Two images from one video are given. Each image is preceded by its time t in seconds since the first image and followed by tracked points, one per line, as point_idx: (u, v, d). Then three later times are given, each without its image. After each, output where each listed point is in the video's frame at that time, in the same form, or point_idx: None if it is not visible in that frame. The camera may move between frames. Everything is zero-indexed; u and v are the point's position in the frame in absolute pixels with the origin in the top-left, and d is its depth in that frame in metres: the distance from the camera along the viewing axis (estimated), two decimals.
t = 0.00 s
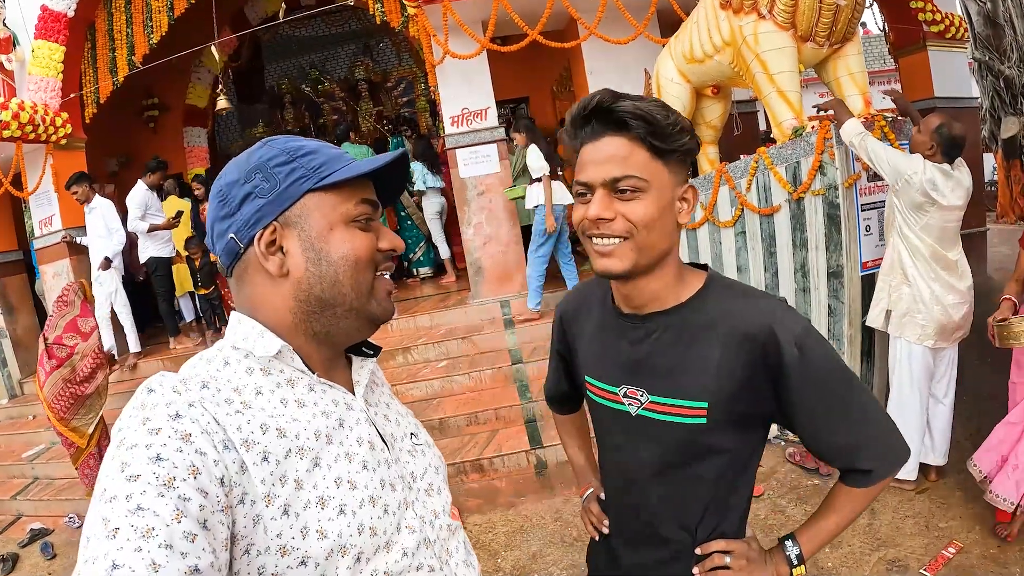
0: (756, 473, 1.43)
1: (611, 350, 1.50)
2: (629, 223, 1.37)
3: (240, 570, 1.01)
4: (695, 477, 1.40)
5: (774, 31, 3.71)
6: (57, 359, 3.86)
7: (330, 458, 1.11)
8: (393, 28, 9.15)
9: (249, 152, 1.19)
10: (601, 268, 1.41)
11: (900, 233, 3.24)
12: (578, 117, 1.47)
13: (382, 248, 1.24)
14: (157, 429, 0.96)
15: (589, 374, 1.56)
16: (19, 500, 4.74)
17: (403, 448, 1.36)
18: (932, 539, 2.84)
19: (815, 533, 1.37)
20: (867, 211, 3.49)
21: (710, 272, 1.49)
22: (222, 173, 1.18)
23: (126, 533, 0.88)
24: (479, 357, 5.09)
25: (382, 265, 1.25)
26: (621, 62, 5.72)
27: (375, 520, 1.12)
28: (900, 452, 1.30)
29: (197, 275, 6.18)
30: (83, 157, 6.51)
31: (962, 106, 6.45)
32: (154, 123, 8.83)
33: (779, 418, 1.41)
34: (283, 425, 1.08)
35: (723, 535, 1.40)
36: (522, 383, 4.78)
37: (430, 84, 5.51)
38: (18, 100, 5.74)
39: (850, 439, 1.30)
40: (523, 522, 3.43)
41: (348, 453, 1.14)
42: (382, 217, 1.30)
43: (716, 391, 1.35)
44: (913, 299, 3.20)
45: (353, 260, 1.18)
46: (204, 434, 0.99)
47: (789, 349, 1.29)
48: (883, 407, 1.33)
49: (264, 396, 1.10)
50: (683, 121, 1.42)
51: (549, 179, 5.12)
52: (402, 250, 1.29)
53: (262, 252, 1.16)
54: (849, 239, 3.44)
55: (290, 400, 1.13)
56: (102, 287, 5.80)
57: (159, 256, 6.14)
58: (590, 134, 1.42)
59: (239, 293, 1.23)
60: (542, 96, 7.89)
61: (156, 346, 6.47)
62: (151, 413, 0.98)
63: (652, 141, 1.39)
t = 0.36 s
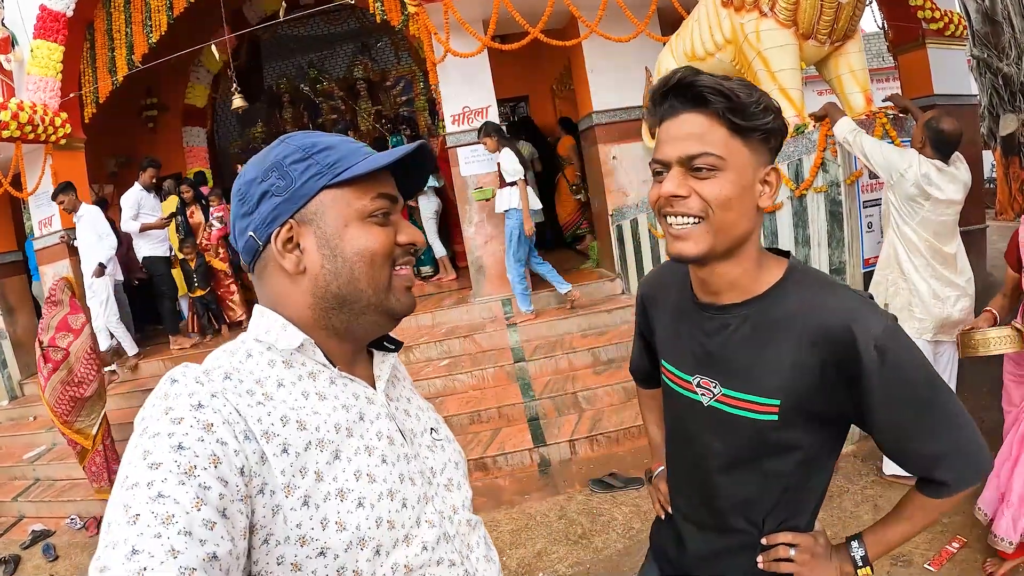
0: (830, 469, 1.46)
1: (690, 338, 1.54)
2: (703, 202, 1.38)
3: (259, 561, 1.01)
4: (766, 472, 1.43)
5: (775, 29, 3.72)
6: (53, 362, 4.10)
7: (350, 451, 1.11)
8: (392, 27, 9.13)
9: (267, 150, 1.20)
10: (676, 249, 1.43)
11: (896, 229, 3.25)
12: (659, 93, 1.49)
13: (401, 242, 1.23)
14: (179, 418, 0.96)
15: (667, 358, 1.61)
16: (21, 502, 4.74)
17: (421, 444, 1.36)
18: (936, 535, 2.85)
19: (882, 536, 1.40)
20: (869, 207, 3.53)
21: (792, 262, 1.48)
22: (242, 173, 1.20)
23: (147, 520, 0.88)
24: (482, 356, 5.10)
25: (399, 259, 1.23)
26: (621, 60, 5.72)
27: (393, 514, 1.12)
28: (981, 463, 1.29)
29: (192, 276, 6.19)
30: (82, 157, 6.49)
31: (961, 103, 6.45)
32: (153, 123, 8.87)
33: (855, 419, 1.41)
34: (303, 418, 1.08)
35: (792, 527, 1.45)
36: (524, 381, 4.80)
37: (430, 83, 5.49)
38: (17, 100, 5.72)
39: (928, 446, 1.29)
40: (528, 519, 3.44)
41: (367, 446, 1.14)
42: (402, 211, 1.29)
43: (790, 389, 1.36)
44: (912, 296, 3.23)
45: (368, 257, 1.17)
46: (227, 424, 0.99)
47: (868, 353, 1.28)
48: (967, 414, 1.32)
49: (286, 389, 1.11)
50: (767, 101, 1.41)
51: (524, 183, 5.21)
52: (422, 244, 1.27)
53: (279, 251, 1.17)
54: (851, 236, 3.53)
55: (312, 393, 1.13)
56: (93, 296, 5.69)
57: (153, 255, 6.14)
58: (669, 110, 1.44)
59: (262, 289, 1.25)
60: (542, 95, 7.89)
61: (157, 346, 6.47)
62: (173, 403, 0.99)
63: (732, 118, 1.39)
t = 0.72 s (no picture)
0: (832, 457, 1.48)
1: (706, 324, 1.54)
2: (734, 202, 1.37)
3: (265, 556, 1.00)
4: (774, 456, 1.45)
5: (771, 27, 3.71)
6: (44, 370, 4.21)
7: (358, 448, 1.10)
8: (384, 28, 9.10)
9: (278, 152, 1.19)
10: (705, 240, 1.43)
11: (891, 224, 3.25)
12: (700, 92, 1.48)
13: (412, 239, 1.21)
14: (188, 414, 0.95)
15: (682, 342, 1.62)
16: (18, 508, 4.69)
17: (430, 441, 1.36)
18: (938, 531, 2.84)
19: (880, 518, 1.43)
20: (866, 204, 3.55)
21: (811, 262, 1.47)
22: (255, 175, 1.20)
23: (155, 515, 0.86)
24: (479, 357, 5.08)
25: (410, 257, 1.21)
26: (614, 59, 5.72)
27: (400, 511, 1.11)
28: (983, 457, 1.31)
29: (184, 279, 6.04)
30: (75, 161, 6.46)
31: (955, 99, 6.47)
32: (145, 126, 8.91)
33: (860, 413, 1.43)
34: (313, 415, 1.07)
35: (790, 507, 1.47)
36: (522, 381, 4.79)
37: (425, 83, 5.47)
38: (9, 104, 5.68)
39: (930, 442, 1.32)
40: (529, 520, 3.42)
41: (376, 444, 1.13)
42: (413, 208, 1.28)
43: (802, 380, 1.38)
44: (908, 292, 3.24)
45: (379, 254, 1.16)
46: (235, 420, 0.98)
47: (879, 351, 1.29)
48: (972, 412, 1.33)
49: (295, 385, 1.10)
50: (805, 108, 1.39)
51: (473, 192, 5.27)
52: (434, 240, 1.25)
53: (290, 250, 1.16)
54: (847, 233, 3.54)
55: (321, 390, 1.12)
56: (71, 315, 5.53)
57: (149, 258, 6.10)
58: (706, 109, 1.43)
59: (273, 288, 1.24)
60: (536, 95, 7.90)
61: (151, 351, 6.41)
62: (182, 399, 0.98)
63: (769, 123, 1.37)
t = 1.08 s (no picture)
0: (810, 428, 1.48)
1: (677, 313, 1.56)
2: (677, 202, 1.42)
3: (253, 569, 0.96)
4: (751, 433, 1.46)
5: (756, 28, 3.71)
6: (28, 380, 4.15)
7: (347, 462, 1.05)
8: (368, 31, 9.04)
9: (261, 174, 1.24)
10: (656, 236, 1.49)
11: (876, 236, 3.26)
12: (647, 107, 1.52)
13: (350, 251, 1.12)
14: (178, 425, 0.92)
15: (662, 334, 1.64)
16: (2, 522, 4.59)
17: (421, 455, 1.28)
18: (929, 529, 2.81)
19: (860, 490, 1.41)
20: (853, 204, 3.53)
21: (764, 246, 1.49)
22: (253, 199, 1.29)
23: (145, 526, 0.84)
24: (466, 361, 5.03)
25: (346, 272, 1.12)
26: (598, 61, 5.70)
27: (389, 526, 1.06)
28: (945, 423, 1.31)
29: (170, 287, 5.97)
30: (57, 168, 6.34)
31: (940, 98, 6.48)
32: (128, 133, 8.79)
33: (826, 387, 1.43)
34: (301, 428, 1.02)
35: (775, 481, 1.47)
36: (510, 386, 4.74)
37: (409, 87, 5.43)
38: None
39: (890, 406, 1.32)
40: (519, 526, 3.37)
41: (365, 457, 1.08)
42: (372, 213, 1.17)
43: (762, 356, 1.39)
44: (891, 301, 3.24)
45: (303, 273, 1.11)
46: (225, 431, 0.95)
47: (825, 322, 1.30)
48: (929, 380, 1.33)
49: (285, 397, 1.04)
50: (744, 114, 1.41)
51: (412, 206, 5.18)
52: (376, 251, 1.13)
53: (257, 269, 1.20)
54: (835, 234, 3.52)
55: (309, 403, 1.06)
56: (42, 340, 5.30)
57: (134, 266, 5.96)
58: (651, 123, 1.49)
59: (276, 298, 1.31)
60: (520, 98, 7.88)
61: (135, 360, 6.31)
62: (172, 409, 0.95)
63: (705, 133, 1.41)
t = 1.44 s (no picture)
0: (779, 408, 1.50)
1: (644, 310, 1.58)
2: (636, 209, 1.42)
3: (238, 559, 0.94)
4: (720, 423, 1.47)
5: (735, 32, 3.74)
6: (24, 390, 3.97)
7: (336, 460, 1.02)
8: (349, 37, 9.03)
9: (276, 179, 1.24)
10: (617, 240, 1.49)
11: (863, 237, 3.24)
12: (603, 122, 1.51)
13: (341, 259, 1.09)
14: (178, 412, 0.91)
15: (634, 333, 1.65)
16: None
17: (411, 461, 1.20)
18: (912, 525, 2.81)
19: (827, 475, 1.42)
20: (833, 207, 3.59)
21: (721, 243, 1.51)
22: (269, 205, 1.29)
23: (143, 506, 0.83)
24: (449, 367, 5.00)
25: (338, 280, 1.09)
26: (577, 66, 5.72)
27: (374, 527, 1.03)
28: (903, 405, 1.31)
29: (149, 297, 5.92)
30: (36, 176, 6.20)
31: (917, 100, 6.55)
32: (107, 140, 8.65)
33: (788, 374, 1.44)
34: (293, 425, 1.00)
35: (748, 468, 1.48)
36: (493, 392, 4.69)
37: (390, 92, 5.41)
38: None
39: (851, 388, 1.32)
40: (503, 532, 3.36)
41: (355, 457, 1.04)
42: (368, 222, 1.12)
43: (724, 347, 1.41)
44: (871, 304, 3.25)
45: (297, 278, 1.09)
46: (223, 421, 0.93)
47: (777, 310, 1.32)
48: (885, 362, 1.33)
49: (280, 393, 1.02)
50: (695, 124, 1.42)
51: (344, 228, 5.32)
52: (365, 259, 1.09)
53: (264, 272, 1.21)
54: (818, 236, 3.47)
55: (303, 400, 1.04)
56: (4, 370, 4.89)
57: (116, 273, 5.88)
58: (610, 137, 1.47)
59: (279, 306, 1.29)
60: (501, 104, 7.91)
61: (115, 369, 6.20)
62: (173, 396, 0.93)
63: (658, 143, 1.41)
